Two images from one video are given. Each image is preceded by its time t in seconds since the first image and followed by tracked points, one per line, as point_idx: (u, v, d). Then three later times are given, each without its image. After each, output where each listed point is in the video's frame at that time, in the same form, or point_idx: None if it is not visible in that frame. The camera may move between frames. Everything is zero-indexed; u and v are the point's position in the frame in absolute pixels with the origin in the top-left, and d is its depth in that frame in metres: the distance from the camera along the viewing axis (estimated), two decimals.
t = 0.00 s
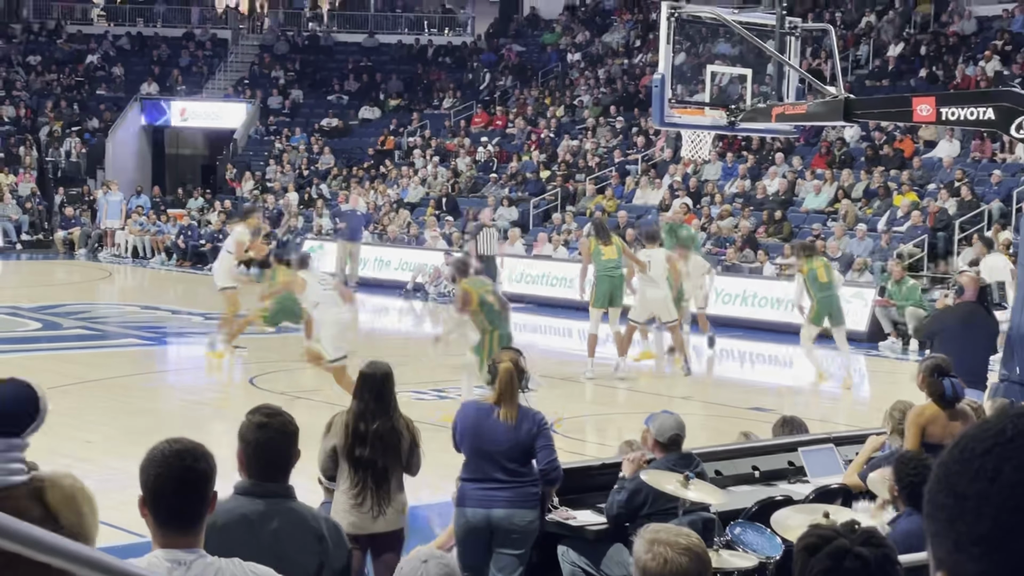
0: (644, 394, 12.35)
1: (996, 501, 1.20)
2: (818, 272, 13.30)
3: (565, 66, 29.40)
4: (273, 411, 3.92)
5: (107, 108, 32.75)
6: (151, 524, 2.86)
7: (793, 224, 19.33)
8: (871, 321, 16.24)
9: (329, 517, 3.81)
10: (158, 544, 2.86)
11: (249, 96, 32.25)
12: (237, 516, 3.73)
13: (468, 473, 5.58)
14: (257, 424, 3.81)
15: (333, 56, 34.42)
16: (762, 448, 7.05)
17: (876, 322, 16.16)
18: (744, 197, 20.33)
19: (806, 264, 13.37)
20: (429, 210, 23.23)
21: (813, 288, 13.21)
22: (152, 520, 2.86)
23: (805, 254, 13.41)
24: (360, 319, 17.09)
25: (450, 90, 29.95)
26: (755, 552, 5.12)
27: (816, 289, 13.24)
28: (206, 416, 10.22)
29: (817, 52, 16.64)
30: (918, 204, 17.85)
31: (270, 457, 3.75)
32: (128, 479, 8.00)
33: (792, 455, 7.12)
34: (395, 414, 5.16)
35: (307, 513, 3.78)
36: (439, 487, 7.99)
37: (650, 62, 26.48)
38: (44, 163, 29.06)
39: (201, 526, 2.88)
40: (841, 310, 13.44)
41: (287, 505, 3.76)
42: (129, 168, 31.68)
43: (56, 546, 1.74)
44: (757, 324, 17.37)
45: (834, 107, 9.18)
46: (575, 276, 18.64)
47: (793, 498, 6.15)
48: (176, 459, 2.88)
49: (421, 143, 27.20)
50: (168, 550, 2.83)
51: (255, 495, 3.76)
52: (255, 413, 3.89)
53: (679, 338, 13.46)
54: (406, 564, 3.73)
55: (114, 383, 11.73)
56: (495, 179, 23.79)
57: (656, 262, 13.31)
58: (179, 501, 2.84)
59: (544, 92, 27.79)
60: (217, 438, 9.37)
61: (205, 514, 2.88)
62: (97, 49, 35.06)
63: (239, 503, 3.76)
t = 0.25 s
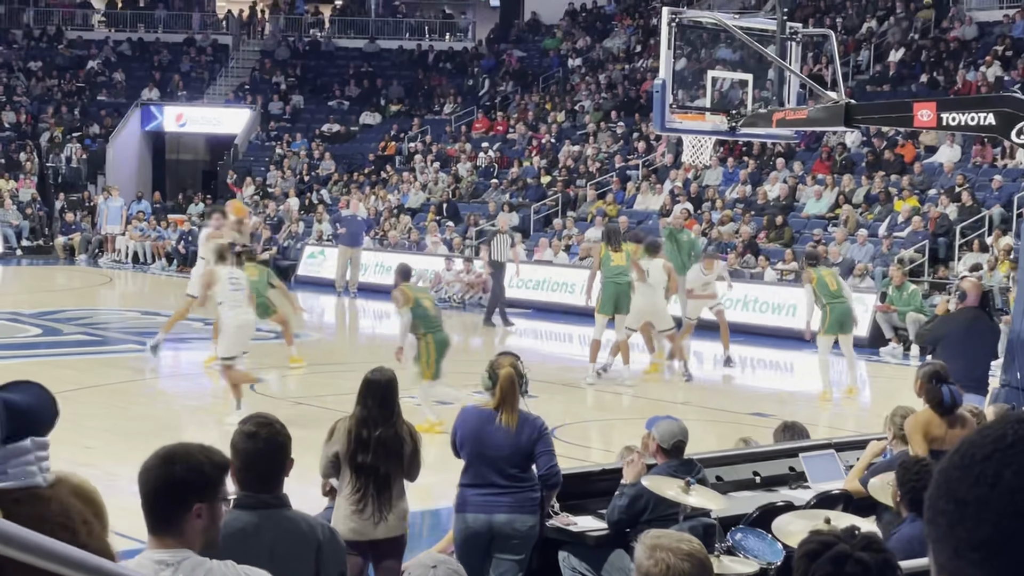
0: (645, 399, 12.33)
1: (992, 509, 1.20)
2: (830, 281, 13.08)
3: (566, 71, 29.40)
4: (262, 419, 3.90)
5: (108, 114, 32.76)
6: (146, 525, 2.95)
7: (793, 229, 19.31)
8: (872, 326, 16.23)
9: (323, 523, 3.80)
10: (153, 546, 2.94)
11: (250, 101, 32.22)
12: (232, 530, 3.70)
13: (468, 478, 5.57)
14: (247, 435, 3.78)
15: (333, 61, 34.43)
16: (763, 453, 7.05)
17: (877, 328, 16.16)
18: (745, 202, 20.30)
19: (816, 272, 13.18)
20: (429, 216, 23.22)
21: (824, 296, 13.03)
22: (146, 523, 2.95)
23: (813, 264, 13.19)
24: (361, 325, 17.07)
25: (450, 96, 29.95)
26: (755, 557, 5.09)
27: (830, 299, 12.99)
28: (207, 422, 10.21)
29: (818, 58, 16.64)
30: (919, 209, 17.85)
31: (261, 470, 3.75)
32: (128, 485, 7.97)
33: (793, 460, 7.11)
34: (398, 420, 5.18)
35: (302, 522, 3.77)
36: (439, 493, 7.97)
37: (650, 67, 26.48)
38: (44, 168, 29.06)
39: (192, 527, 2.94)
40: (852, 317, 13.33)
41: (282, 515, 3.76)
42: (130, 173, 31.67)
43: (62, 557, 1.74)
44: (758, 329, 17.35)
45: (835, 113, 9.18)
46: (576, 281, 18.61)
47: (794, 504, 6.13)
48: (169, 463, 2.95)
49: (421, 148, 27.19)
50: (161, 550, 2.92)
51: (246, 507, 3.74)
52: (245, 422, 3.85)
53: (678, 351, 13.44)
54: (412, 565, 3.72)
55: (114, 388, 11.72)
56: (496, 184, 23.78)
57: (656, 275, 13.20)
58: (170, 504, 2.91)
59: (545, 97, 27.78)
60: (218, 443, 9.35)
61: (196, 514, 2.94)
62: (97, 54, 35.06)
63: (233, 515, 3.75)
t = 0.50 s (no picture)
0: (646, 403, 12.33)
1: (996, 511, 1.19)
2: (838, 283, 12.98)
3: (567, 75, 29.41)
4: (267, 427, 3.88)
5: (108, 118, 32.82)
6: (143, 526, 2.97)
7: (794, 232, 19.31)
8: (873, 330, 16.22)
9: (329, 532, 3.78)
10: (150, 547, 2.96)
11: (250, 105, 32.22)
12: (236, 538, 3.65)
13: (467, 482, 5.56)
14: (251, 442, 3.76)
15: (334, 65, 34.44)
16: (765, 457, 7.03)
17: (878, 331, 16.16)
18: (746, 206, 20.26)
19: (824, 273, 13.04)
20: (430, 220, 23.23)
21: (832, 299, 12.95)
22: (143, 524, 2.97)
23: (822, 263, 12.99)
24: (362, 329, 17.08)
25: (451, 100, 29.98)
26: (756, 561, 5.08)
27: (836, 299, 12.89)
28: (208, 426, 10.21)
29: (819, 61, 16.63)
30: (920, 213, 17.85)
31: (267, 476, 3.72)
32: (130, 489, 7.97)
33: (794, 464, 7.11)
34: (403, 425, 5.18)
35: (308, 528, 3.76)
36: (441, 497, 7.97)
37: (651, 71, 26.48)
38: (45, 172, 29.13)
39: (191, 526, 2.97)
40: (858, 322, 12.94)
41: (286, 522, 3.73)
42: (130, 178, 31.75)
43: (61, 557, 1.73)
44: (759, 333, 17.36)
45: (836, 116, 9.17)
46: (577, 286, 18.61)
47: (796, 508, 6.13)
48: (167, 461, 3.01)
49: (422, 152, 27.19)
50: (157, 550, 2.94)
51: (252, 516, 3.70)
52: (249, 430, 3.83)
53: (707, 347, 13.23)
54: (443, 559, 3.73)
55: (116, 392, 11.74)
56: (497, 188, 23.77)
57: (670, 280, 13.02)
58: (167, 503, 2.95)
59: (546, 100, 27.79)
60: (220, 447, 9.36)
61: (194, 514, 2.97)
62: (98, 58, 35.15)
63: (236, 523, 3.70)
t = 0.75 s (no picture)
0: (648, 407, 12.33)
1: (997, 514, 1.19)
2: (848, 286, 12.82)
3: (568, 79, 29.45)
4: (274, 433, 3.84)
5: (110, 123, 32.88)
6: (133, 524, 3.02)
7: (796, 236, 19.31)
8: (875, 333, 16.22)
9: (337, 536, 3.78)
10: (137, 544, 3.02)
11: (252, 109, 32.24)
12: (245, 545, 3.62)
13: (469, 486, 5.55)
14: (260, 448, 3.72)
15: (336, 70, 34.47)
16: (767, 461, 7.03)
17: (880, 335, 16.16)
18: (748, 210, 20.23)
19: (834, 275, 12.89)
20: (432, 223, 23.23)
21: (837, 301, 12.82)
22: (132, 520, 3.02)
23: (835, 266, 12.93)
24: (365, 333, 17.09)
25: (453, 103, 30.01)
26: (759, 565, 5.07)
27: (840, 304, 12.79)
28: (211, 430, 10.22)
29: (821, 65, 16.59)
30: (922, 217, 17.84)
31: (276, 483, 3.67)
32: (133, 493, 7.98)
33: (797, 468, 7.11)
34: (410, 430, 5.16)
35: (316, 534, 3.75)
36: (444, 501, 7.97)
37: (653, 75, 26.50)
38: (48, 177, 29.19)
39: (179, 526, 3.04)
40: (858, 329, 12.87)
41: (294, 529, 3.71)
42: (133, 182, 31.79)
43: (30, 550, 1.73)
44: (761, 336, 17.36)
45: (838, 120, 9.17)
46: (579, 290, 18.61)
47: (799, 512, 6.12)
48: (162, 458, 3.04)
49: (424, 156, 27.20)
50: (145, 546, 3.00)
51: (258, 523, 3.66)
52: (256, 436, 3.78)
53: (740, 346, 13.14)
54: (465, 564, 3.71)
55: (119, 396, 11.74)
56: (499, 192, 23.78)
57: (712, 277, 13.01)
58: (157, 502, 3.00)
59: (548, 104, 27.80)
60: (221, 450, 9.36)
61: (183, 513, 3.03)
62: (100, 63, 35.22)
63: (241, 532, 3.65)
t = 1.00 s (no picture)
0: (652, 410, 12.33)
1: (1002, 515, 1.19)
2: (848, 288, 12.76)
3: (572, 81, 29.48)
4: (278, 439, 3.82)
5: (114, 125, 32.94)
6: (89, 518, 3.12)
7: (800, 238, 19.30)
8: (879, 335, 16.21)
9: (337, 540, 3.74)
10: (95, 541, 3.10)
11: (256, 112, 32.25)
12: (246, 549, 3.60)
13: (474, 490, 5.56)
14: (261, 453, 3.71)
15: (340, 72, 34.49)
16: (771, 463, 7.03)
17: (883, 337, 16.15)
18: (751, 212, 20.21)
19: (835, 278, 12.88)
20: (436, 226, 23.24)
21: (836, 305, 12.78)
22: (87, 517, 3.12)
23: (836, 268, 12.91)
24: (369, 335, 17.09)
25: (457, 106, 30.03)
26: (763, 567, 5.08)
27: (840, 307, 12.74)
28: (215, 433, 10.23)
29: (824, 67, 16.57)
30: (926, 219, 17.83)
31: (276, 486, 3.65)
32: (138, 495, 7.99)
33: (800, 470, 7.11)
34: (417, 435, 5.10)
35: (319, 538, 3.71)
36: (448, 503, 7.98)
37: (656, 77, 26.50)
38: (52, 180, 29.25)
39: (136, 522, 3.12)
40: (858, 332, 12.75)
41: (296, 533, 3.68)
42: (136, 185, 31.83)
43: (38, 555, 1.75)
44: (765, 338, 17.36)
45: (842, 122, 9.16)
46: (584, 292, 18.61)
47: (803, 514, 6.12)
48: (114, 458, 3.16)
49: (428, 159, 27.20)
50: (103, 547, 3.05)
51: (260, 528, 3.64)
52: (258, 442, 3.77)
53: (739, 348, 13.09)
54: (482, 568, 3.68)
55: (123, 399, 11.77)
56: (503, 195, 23.78)
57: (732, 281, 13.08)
58: (113, 503, 3.08)
59: (551, 107, 27.81)
60: (226, 453, 9.38)
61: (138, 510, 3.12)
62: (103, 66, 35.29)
63: (243, 535, 3.64)
